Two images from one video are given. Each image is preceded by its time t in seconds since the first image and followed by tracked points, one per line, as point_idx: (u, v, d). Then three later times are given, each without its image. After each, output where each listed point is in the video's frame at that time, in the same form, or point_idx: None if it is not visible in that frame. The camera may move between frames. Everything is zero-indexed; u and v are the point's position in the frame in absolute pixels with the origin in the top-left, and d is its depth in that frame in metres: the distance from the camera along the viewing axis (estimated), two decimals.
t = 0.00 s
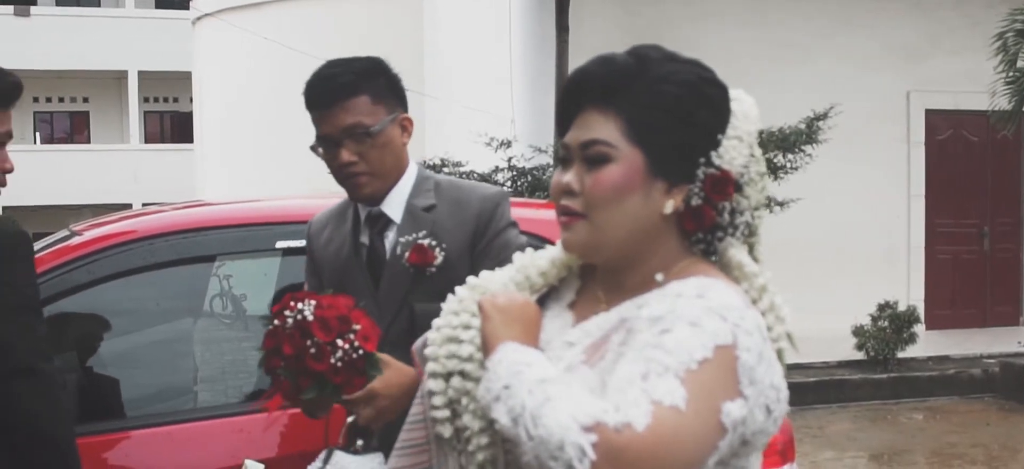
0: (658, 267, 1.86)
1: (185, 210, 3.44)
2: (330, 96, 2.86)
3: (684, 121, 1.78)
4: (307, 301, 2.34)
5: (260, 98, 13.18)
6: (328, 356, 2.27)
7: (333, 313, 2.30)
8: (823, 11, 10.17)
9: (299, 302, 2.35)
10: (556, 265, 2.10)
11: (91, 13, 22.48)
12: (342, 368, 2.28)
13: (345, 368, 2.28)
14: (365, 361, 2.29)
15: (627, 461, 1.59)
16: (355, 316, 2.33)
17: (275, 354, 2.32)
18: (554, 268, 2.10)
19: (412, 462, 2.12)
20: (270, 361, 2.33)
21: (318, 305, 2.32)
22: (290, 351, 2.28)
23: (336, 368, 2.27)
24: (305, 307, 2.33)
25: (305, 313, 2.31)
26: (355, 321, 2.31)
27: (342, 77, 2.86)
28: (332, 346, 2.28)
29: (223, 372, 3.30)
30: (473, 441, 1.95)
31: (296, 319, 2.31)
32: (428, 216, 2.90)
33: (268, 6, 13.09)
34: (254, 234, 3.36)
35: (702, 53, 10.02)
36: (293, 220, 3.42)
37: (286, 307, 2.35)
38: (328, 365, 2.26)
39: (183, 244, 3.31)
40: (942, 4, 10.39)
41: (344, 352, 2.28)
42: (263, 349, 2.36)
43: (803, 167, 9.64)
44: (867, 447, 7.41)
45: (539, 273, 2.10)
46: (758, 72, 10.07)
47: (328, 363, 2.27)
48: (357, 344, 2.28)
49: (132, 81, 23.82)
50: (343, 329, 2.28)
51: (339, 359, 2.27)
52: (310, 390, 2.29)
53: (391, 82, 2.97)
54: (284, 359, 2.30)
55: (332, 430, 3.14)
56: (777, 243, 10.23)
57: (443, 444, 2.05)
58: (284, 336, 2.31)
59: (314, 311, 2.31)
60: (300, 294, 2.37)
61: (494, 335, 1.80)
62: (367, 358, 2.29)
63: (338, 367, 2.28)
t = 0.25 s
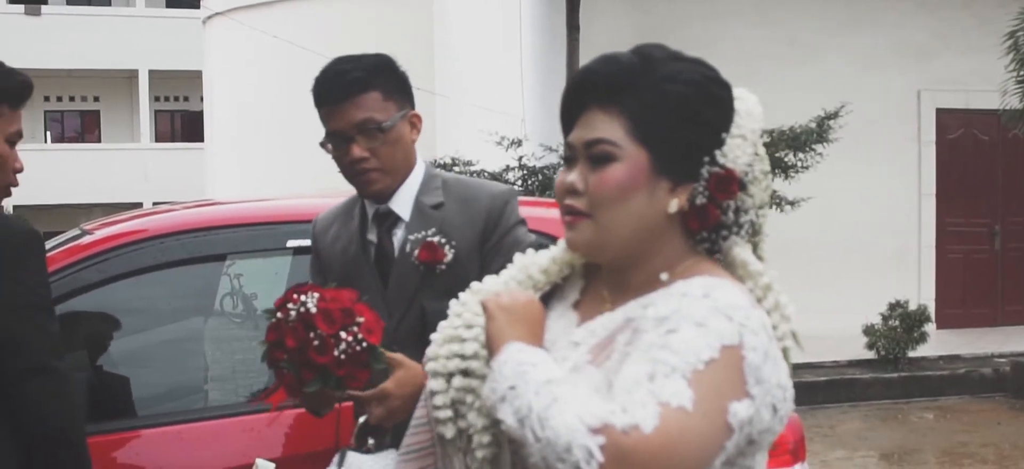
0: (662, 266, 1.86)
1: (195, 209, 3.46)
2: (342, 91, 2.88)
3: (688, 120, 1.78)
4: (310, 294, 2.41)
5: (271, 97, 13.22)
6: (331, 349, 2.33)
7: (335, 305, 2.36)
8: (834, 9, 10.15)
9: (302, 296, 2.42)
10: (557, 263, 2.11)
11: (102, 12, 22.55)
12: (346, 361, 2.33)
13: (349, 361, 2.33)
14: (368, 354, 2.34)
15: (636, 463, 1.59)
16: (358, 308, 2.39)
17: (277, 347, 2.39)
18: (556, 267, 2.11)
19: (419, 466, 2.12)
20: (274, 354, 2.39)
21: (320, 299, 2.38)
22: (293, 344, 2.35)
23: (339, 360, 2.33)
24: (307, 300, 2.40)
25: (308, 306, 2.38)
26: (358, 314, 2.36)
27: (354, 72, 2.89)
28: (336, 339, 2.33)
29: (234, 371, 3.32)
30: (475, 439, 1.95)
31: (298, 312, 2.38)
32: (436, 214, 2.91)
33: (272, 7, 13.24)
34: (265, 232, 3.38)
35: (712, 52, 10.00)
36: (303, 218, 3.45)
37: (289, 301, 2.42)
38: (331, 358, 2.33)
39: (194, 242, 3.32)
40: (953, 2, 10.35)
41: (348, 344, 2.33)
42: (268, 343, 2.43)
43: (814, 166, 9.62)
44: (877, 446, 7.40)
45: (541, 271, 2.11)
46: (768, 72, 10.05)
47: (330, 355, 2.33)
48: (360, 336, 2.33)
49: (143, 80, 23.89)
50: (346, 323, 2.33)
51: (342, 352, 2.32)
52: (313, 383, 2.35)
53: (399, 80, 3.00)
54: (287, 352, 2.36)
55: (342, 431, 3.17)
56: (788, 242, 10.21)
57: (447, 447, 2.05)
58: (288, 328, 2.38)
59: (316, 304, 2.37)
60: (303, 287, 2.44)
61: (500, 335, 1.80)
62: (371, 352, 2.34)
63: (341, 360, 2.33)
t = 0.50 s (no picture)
0: (667, 267, 1.86)
1: (206, 209, 3.46)
2: (355, 86, 2.88)
3: (692, 119, 1.78)
4: (315, 288, 2.48)
5: (285, 97, 13.26)
6: (334, 344, 2.38)
7: (340, 300, 2.43)
8: (845, 8, 10.12)
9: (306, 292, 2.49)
10: (560, 263, 2.11)
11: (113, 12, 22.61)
12: (349, 356, 2.39)
13: (352, 354, 2.39)
14: (372, 349, 2.39)
15: (643, 465, 1.59)
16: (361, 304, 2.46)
17: (281, 342, 2.44)
18: (558, 266, 2.10)
19: None
20: (278, 349, 2.44)
21: (325, 293, 2.46)
22: (296, 338, 2.40)
23: (342, 356, 2.38)
24: (311, 294, 2.47)
25: (312, 300, 2.45)
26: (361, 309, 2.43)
27: (367, 68, 2.89)
28: (339, 333, 2.38)
29: (245, 370, 3.31)
30: (477, 439, 1.96)
31: (302, 306, 2.45)
32: (446, 212, 2.92)
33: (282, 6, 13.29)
34: (277, 231, 3.39)
35: (724, 52, 9.97)
36: (314, 217, 3.46)
37: (293, 297, 2.49)
38: (334, 353, 2.38)
39: (205, 242, 3.33)
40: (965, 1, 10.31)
41: (352, 339, 2.38)
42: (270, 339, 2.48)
43: (825, 166, 9.58)
44: (889, 446, 7.38)
45: (544, 270, 2.10)
46: (779, 71, 10.02)
47: (334, 350, 2.38)
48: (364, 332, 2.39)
49: (154, 79, 23.95)
50: (350, 317, 2.40)
51: (346, 346, 2.37)
52: (316, 377, 2.39)
53: (410, 79, 3.00)
54: (291, 347, 2.41)
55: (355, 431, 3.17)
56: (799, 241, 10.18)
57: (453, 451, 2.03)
58: (291, 322, 2.44)
59: (320, 298, 2.44)
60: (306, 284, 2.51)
61: (505, 335, 1.80)
62: (374, 346, 2.40)
63: (345, 355, 2.39)
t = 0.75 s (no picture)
0: (670, 267, 1.86)
1: (217, 208, 3.46)
2: (368, 83, 2.87)
3: (694, 119, 1.77)
4: (319, 284, 2.52)
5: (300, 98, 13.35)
6: (339, 340, 2.43)
7: (344, 296, 2.47)
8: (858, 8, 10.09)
9: (310, 287, 2.53)
10: (563, 263, 2.11)
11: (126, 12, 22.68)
12: (353, 352, 2.44)
13: (357, 350, 2.44)
14: (377, 344, 2.45)
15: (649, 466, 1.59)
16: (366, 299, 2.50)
17: (285, 338, 2.49)
18: (562, 267, 2.10)
19: None
20: (281, 345, 2.49)
21: (329, 289, 2.50)
22: (300, 335, 2.45)
23: (347, 352, 2.44)
24: (315, 290, 2.51)
25: (316, 296, 2.49)
26: (366, 305, 2.47)
27: (381, 65, 2.88)
28: (344, 329, 2.44)
29: (257, 370, 3.33)
30: (481, 440, 1.94)
31: (306, 302, 2.49)
32: (457, 213, 2.91)
33: (295, 6, 13.43)
34: (289, 231, 3.39)
35: (737, 53, 9.95)
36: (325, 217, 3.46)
37: (297, 292, 2.53)
38: (339, 349, 2.43)
39: (218, 241, 3.32)
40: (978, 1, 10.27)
41: (357, 334, 2.44)
42: (274, 335, 2.53)
43: (839, 166, 9.56)
44: (902, 446, 7.36)
45: (547, 271, 2.11)
46: (792, 70, 10.00)
47: (338, 346, 2.43)
48: (369, 327, 2.45)
49: (167, 78, 24.03)
50: (355, 312, 2.45)
51: (350, 342, 2.43)
52: (321, 374, 2.45)
53: (424, 78, 3.00)
54: (295, 343, 2.47)
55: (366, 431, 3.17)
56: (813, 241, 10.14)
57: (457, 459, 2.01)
58: (295, 319, 2.48)
59: (325, 293, 2.49)
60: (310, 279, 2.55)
61: (510, 335, 1.80)
62: (378, 342, 2.46)
63: (349, 351, 2.44)
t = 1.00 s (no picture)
0: (673, 267, 1.86)
1: (228, 208, 3.46)
2: (381, 80, 2.85)
3: (694, 119, 1.77)
4: (322, 281, 2.53)
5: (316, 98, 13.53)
6: (343, 336, 2.44)
7: (347, 292, 2.48)
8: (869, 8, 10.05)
9: (313, 284, 2.54)
10: (566, 263, 2.11)
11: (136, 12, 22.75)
12: (359, 349, 2.45)
13: (361, 346, 2.45)
14: (382, 340, 2.46)
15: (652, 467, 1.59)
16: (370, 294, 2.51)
17: (290, 335, 2.50)
18: (564, 267, 2.11)
19: None
20: (286, 343, 2.50)
21: (333, 286, 2.50)
22: (305, 331, 2.46)
23: (353, 348, 2.44)
24: (318, 286, 2.52)
25: (319, 292, 2.50)
26: (370, 299, 2.48)
27: (394, 62, 2.85)
28: (348, 325, 2.44)
29: (269, 369, 3.34)
30: (485, 441, 1.94)
31: (309, 299, 2.50)
32: (468, 213, 2.91)
33: (307, 5, 13.65)
34: (302, 230, 3.40)
35: (749, 56, 9.94)
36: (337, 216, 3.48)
37: (301, 289, 2.54)
38: (344, 345, 2.44)
39: (231, 240, 3.32)
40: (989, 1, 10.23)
41: (362, 330, 2.45)
42: (279, 333, 2.54)
43: (851, 165, 9.58)
44: (913, 446, 7.35)
45: (549, 271, 2.11)
46: (801, 69, 9.98)
47: (343, 343, 2.44)
48: (374, 323, 2.45)
49: (178, 79, 24.11)
50: (359, 308, 2.45)
51: (355, 338, 2.44)
52: (327, 371, 2.47)
53: (437, 76, 2.97)
54: (299, 340, 2.48)
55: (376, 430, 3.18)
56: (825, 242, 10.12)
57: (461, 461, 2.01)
58: (299, 316, 2.49)
59: (328, 290, 2.49)
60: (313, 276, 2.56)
61: (512, 335, 1.80)
62: (384, 337, 2.46)
63: (355, 348, 2.45)
